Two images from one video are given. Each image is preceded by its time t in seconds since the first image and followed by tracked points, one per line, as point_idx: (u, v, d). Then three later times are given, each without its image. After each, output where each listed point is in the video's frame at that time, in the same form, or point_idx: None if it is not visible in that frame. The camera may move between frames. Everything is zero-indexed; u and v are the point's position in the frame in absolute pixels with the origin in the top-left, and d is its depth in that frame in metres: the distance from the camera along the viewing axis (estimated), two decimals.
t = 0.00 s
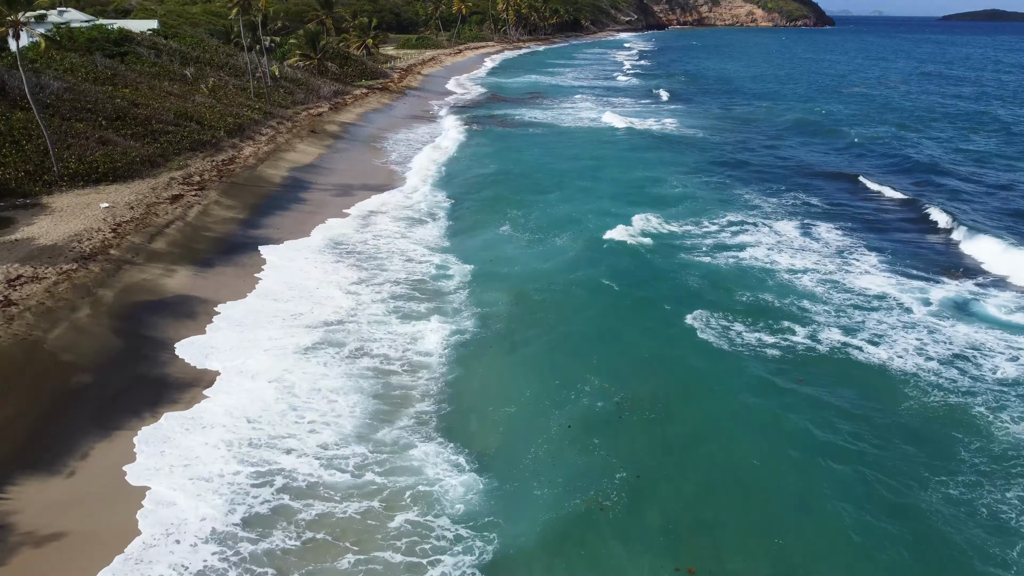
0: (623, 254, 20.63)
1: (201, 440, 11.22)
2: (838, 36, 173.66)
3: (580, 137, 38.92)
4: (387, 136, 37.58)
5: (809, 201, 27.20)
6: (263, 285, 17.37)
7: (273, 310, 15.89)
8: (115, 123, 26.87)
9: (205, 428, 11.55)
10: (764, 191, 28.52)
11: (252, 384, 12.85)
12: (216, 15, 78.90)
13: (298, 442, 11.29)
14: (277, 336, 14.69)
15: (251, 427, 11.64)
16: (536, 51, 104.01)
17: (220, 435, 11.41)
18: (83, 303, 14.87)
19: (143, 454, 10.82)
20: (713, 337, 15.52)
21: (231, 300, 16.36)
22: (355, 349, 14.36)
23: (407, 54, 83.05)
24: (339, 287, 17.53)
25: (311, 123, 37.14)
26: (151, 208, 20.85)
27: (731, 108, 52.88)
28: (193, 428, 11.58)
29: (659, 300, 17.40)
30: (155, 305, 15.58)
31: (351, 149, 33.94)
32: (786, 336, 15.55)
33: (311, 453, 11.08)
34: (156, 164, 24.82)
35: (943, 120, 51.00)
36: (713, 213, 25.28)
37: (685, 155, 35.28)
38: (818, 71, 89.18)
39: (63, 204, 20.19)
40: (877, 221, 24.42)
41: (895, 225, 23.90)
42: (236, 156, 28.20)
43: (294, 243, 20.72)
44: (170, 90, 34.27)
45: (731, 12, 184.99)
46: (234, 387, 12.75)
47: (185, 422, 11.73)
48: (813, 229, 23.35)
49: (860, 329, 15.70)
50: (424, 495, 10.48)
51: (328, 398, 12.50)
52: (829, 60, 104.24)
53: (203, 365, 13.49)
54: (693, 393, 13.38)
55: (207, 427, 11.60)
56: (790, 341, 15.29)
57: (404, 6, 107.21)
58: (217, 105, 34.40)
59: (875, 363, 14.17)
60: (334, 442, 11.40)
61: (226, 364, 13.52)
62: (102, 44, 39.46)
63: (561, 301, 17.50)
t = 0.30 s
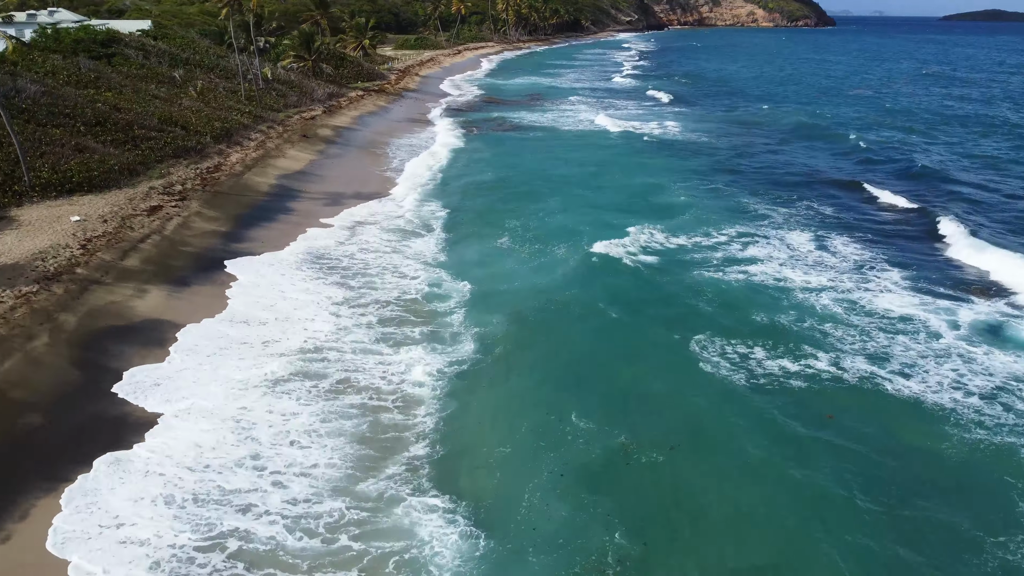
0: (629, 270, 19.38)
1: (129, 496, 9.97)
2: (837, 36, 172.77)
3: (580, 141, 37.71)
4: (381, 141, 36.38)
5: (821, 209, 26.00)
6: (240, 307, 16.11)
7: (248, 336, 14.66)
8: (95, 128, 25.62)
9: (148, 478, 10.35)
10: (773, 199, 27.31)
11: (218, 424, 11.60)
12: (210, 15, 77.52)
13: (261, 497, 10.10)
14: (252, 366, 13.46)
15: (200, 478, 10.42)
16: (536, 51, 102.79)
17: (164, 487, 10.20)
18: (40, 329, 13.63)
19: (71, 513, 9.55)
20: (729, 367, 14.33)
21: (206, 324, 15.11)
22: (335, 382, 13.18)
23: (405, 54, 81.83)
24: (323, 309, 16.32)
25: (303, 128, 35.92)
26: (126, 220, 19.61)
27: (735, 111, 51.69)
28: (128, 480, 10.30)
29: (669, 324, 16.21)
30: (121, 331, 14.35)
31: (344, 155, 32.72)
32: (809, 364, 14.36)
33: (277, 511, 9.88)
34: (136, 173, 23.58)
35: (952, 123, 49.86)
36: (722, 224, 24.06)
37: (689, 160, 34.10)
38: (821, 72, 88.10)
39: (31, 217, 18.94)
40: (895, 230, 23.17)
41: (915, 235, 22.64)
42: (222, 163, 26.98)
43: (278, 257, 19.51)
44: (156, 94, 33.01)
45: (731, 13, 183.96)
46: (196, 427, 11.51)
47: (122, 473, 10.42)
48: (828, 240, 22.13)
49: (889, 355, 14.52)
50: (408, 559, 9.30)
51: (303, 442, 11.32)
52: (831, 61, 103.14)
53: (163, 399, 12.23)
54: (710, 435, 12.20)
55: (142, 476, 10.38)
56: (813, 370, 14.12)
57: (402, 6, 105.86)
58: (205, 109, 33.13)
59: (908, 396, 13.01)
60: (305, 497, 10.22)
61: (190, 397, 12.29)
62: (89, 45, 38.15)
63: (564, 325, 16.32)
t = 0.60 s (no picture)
0: (635, 288, 18.15)
1: (45, 569, 8.82)
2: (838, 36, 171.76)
3: (581, 145, 36.49)
4: (375, 145, 35.14)
5: (834, 217, 24.78)
6: (214, 331, 14.91)
7: (220, 366, 13.45)
8: (72, 134, 24.38)
9: (73, 541, 9.22)
10: (784, 208, 26.10)
11: (179, 475, 10.43)
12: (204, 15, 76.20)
13: (217, 568, 9.01)
14: (222, 402, 12.25)
15: (132, 546, 9.24)
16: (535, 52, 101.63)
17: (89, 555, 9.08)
18: None
19: None
20: (747, 402, 13.14)
21: (175, 352, 13.89)
22: (315, 423, 12.01)
23: (403, 55, 80.49)
24: (304, 334, 15.09)
25: (295, 132, 34.69)
26: (97, 234, 18.37)
27: (739, 114, 50.46)
28: (47, 548, 9.12)
29: (679, 352, 15.03)
30: (81, 361, 13.14)
31: (335, 160, 31.50)
32: (834, 397, 13.16)
33: None
34: (113, 182, 22.34)
35: (962, 126, 48.67)
36: (730, 235, 22.83)
37: (694, 166, 32.85)
38: (824, 73, 86.90)
39: None
40: (915, 240, 21.91)
41: (938, 246, 21.38)
42: (206, 170, 25.77)
43: (260, 273, 18.30)
44: (140, 98, 31.72)
45: (732, 13, 182.95)
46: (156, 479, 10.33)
47: (38, 539, 9.22)
48: (844, 252, 20.93)
49: (922, 387, 13.34)
50: None
51: (275, 498, 10.19)
52: (834, 62, 102.01)
53: (109, 445, 10.95)
54: (728, 485, 11.06)
55: (61, 543, 9.20)
56: (840, 405, 12.91)
57: (401, 5, 104.59)
58: (191, 113, 31.86)
59: (947, 440, 11.87)
60: (273, 566, 9.14)
61: (149, 441, 11.09)
62: (75, 46, 36.85)
63: (566, 353, 15.12)
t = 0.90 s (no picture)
0: (642, 309, 16.89)
1: None
2: (840, 37, 170.52)
3: (583, 150, 35.23)
4: (369, 150, 33.88)
5: (850, 228, 23.52)
6: (181, 361, 13.63)
7: (187, 403, 12.23)
8: (46, 140, 23.14)
9: None
10: (796, 218, 24.83)
11: (122, 541, 9.25)
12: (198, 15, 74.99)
13: None
14: (182, 447, 11.00)
15: None
16: (535, 52, 100.39)
17: None
18: None
19: None
20: (772, 444, 11.86)
21: (139, 386, 12.65)
22: (289, 471, 10.78)
23: (401, 56, 78.97)
24: (283, 364, 13.85)
25: (286, 136, 33.46)
26: (65, 250, 17.15)
27: (745, 116, 49.21)
28: None
29: (695, 384, 13.74)
30: (32, 397, 11.88)
31: (327, 166, 30.26)
32: (867, 438, 11.88)
33: None
34: (88, 192, 21.11)
35: (974, 129, 47.37)
36: (742, 248, 21.58)
37: (701, 172, 31.61)
38: (829, 74, 85.60)
39: None
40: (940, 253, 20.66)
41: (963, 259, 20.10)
42: (188, 179, 24.56)
43: (240, 292, 17.06)
44: (124, 101, 30.48)
45: (733, 13, 181.73)
46: (87, 548, 9.09)
47: None
48: (864, 267, 19.66)
49: (965, 427, 12.06)
50: None
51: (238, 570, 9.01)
52: (838, 63, 100.75)
53: (18, 508, 9.63)
54: (750, 547, 9.84)
55: None
56: (874, 448, 11.64)
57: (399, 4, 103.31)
58: (176, 117, 30.62)
59: (997, 494, 10.61)
60: None
61: (95, 497, 9.86)
62: (60, 47, 35.53)
63: (571, 383, 13.87)
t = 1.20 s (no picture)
0: (653, 333, 15.62)
1: None
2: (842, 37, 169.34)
3: (585, 155, 33.99)
4: (363, 155, 32.64)
5: (868, 241, 22.30)
6: (143, 400, 12.39)
7: (146, 450, 11.05)
8: (18, 147, 21.90)
9: None
10: (810, 230, 23.58)
11: None
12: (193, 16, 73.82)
13: None
14: (133, 505, 9.83)
15: None
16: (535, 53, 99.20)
17: None
18: None
19: None
20: (800, 496, 10.63)
21: (97, 429, 11.42)
22: (260, 533, 9.56)
23: (399, 57, 77.76)
24: (259, 401, 12.61)
25: (276, 141, 32.22)
26: (28, 269, 15.91)
27: (750, 119, 47.97)
28: None
29: (712, 423, 12.53)
30: None
31: (318, 172, 29.03)
32: (907, 490, 10.63)
33: None
34: (60, 204, 19.87)
35: (985, 133, 46.16)
36: (755, 263, 20.34)
37: (708, 180, 30.38)
38: (833, 75, 84.42)
39: None
40: (967, 265, 19.39)
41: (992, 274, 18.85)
42: (170, 188, 23.33)
43: (217, 314, 15.80)
44: (106, 105, 29.25)
45: (734, 13, 180.46)
46: None
47: None
48: (887, 285, 18.43)
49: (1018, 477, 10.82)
50: None
51: None
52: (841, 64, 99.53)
53: None
54: None
55: None
56: (915, 503, 10.39)
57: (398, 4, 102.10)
58: (161, 121, 29.38)
59: None
60: None
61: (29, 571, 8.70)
62: (43, 48, 34.25)
63: (575, 421, 12.65)
